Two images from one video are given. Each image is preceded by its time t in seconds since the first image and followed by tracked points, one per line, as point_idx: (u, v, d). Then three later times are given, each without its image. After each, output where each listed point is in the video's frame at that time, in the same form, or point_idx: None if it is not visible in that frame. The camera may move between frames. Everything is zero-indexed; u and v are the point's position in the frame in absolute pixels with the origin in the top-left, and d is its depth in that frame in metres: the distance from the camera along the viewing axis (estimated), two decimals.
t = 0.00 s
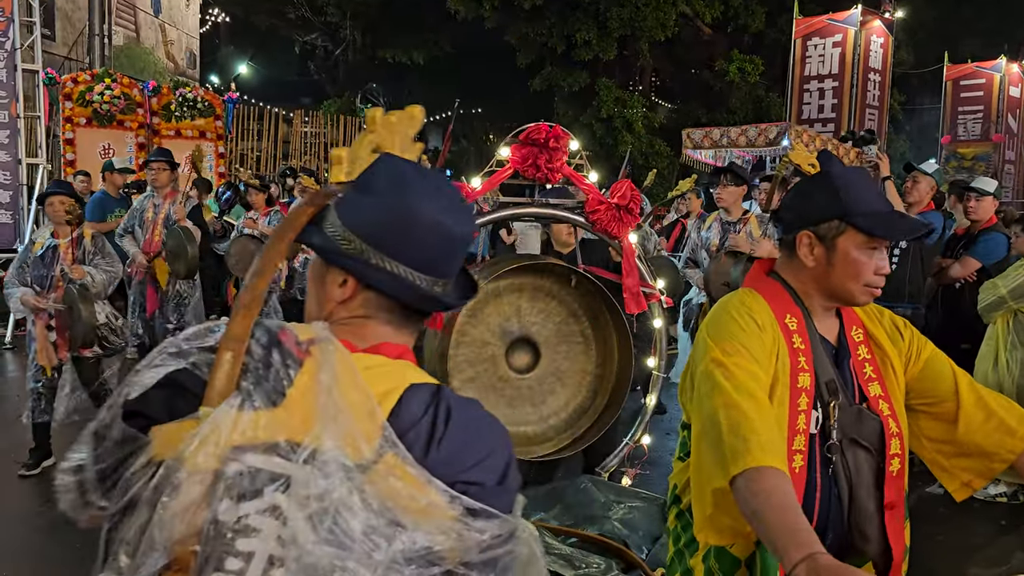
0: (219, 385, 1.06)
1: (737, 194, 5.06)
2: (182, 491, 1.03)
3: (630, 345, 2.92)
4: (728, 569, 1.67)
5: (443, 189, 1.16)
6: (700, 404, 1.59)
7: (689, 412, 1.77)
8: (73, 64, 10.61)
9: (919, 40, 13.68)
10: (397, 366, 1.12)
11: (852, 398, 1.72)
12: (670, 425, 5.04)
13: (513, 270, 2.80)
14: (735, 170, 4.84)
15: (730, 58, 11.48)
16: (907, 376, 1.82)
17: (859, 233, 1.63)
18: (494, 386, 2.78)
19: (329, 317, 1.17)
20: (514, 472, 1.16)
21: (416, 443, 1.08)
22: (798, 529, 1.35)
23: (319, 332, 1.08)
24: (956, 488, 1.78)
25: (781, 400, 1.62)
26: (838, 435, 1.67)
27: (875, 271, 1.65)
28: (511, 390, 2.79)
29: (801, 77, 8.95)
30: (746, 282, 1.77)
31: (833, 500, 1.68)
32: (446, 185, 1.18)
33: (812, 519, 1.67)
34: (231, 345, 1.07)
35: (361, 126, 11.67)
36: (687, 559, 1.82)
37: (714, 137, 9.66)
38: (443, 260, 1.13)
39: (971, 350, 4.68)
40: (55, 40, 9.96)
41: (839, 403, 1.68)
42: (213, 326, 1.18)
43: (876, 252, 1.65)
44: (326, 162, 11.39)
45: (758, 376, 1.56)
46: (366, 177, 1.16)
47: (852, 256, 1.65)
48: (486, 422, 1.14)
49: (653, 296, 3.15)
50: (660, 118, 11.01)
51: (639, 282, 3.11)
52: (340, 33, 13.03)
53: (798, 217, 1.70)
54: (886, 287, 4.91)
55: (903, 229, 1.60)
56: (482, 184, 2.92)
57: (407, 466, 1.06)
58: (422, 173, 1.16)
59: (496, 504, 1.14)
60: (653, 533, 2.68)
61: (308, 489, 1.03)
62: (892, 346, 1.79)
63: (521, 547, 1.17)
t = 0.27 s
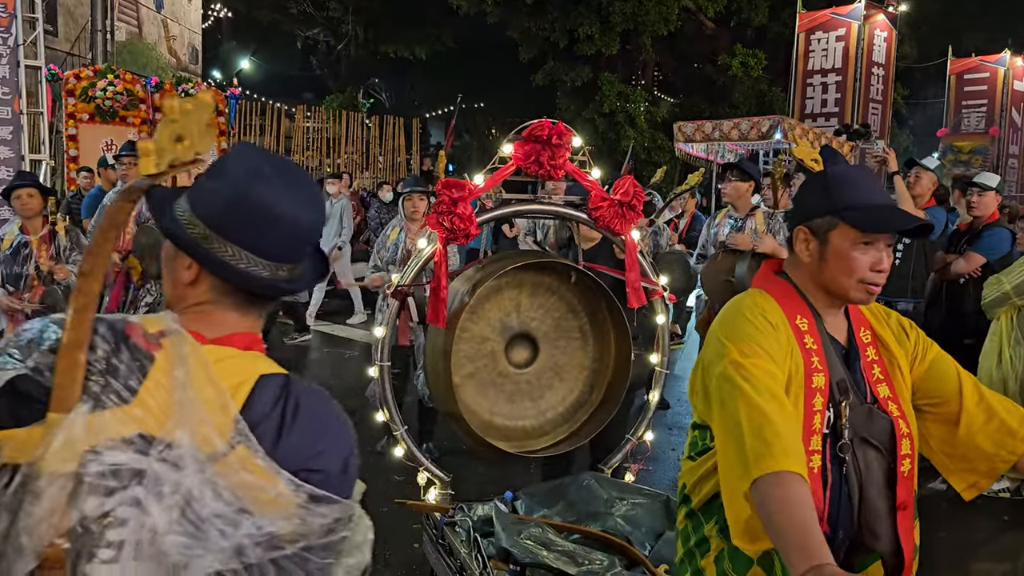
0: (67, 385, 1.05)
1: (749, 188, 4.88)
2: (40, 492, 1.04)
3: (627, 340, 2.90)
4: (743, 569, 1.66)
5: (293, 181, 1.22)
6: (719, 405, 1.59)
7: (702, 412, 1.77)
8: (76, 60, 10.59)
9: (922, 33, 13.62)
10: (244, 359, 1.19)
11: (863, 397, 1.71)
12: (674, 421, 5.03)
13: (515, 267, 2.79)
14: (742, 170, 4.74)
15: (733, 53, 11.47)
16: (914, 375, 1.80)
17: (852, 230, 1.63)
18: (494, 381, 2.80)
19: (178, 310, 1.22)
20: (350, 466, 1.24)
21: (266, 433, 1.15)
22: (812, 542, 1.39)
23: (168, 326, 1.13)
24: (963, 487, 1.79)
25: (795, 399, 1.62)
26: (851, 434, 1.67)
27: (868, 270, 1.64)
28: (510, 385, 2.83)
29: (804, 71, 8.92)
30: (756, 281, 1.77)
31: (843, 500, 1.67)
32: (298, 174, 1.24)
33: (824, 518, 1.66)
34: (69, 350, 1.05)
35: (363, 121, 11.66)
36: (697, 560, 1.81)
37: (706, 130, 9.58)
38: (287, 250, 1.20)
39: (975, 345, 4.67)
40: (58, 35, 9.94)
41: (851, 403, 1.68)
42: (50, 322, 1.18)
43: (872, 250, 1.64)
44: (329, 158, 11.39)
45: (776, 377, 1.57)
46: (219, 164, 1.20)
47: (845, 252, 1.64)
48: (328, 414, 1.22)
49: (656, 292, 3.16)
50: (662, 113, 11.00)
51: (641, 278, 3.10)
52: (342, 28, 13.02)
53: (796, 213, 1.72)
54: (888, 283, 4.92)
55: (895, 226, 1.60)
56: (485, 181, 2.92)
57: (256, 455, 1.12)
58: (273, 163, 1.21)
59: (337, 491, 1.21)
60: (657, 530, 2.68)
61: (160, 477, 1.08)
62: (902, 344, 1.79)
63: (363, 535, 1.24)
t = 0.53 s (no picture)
0: None
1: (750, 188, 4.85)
2: None
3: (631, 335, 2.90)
4: (749, 566, 1.65)
5: (198, 153, 1.33)
6: (722, 405, 1.60)
7: (705, 411, 1.77)
8: (80, 56, 10.58)
9: (927, 28, 13.58)
10: (162, 322, 1.28)
11: (867, 393, 1.71)
12: (678, 418, 5.03)
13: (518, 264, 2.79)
14: (745, 164, 4.72)
15: (737, 49, 11.44)
16: (920, 361, 1.82)
17: (844, 224, 1.64)
18: (498, 375, 2.81)
19: (101, 276, 1.32)
20: (264, 426, 1.33)
21: (182, 391, 1.25)
22: (815, 538, 1.38)
23: (91, 290, 1.22)
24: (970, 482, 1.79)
25: (796, 396, 1.62)
26: (856, 432, 1.67)
27: (864, 266, 1.64)
28: (514, 380, 2.84)
29: (809, 67, 8.91)
30: (757, 280, 1.77)
31: (850, 495, 1.67)
32: (204, 147, 1.35)
33: (831, 515, 1.66)
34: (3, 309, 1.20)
35: (367, 117, 11.68)
36: (705, 559, 1.80)
37: (699, 126, 9.54)
38: (191, 215, 1.30)
39: (983, 340, 4.65)
40: (62, 32, 9.93)
41: (855, 401, 1.68)
42: None
43: (867, 243, 1.64)
44: (333, 154, 11.40)
45: (777, 374, 1.57)
46: (129, 141, 1.32)
47: (837, 248, 1.65)
48: (242, 375, 1.31)
49: (661, 289, 3.16)
50: (666, 109, 10.98)
51: (646, 275, 3.09)
52: (345, 24, 13.01)
53: (793, 209, 1.74)
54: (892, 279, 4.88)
55: (886, 218, 1.60)
56: (490, 177, 2.92)
57: (174, 411, 1.22)
58: (179, 137, 1.32)
59: (253, 448, 1.30)
60: (662, 526, 2.68)
61: (82, 426, 1.19)
62: (907, 341, 1.78)
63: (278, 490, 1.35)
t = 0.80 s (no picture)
0: None
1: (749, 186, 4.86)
2: None
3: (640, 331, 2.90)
4: (756, 565, 1.66)
5: (131, 147, 1.45)
6: (734, 404, 1.60)
7: (716, 410, 1.77)
8: (88, 54, 10.60)
9: (934, 26, 13.53)
10: (115, 306, 1.41)
11: (879, 399, 1.70)
12: (685, 416, 5.02)
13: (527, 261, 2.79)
14: (746, 162, 4.73)
15: (743, 46, 11.41)
16: (934, 377, 1.80)
17: (853, 224, 1.63)
18: (507, 372, 2.82)
19: (53, 266, 1.44)
20: (217, 394, 1.49)
21: (141, 366, 1.39)
22: (826, 541, 1.38)
23: (50, 282, 1.35)
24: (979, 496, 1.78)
25: (807, 398, 1.62)
26: (866, 438, 1.67)
27: (874, 270, 1.64)
28: (523, 376, 2.84)
29: (815, 65, 8.89)
30: (772, 280, 1.77)
31: (858, 500, 1.67)
32: (135, 141, 1.47)
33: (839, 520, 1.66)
34: None
35: (373, 115, 11.69)
36: (713, 556, 1.81)
37: (697, 123, 9.56)
38: (125, 204, 1.42)
39: (994, 340, 4.63)
40: (69, 29, 9.95)
41: (865, 406, 1.68)
42: None
43: (876, 243, 1.63)
44: (339, 152, 11.42)
45: (789, 375, 1.57)
46: (67, 139, 1.44)
47: (846, 249, 1.65)
48: (191, 350, 1.47)
49: (669, 286, 3.16)
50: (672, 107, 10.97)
51: (654, 272, 3.10)
52: (351, 22, 13.01)
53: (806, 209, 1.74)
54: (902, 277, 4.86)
55: (897, 216, 1.59)
56: (499, 174, 2.93)
57: (135, 385, 1.36)
58: (111, 133, 1.45)
59: (208, 414, 1.46)
60: (671, 523, 2.68)
61: (53, 402, 1.31)
62: (920, 351, 1.77)
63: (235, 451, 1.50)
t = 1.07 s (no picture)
0: None
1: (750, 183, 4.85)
2: None
3: (652, 330, 2.89)
4: (772, 564, 1.65)
5: (82, 116, 1.57)
6: (750, 405, 1.58)
7: (731, 407, 1.76)
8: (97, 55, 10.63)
9: (943, 24, 13.45)
10: (73, 265, 1.54)
11: (895, 399, 1.69)
12: (695, 414, 5.01)
13: (538, 261, 2.78)
14: (747, 159, 4.72)
15: (752, 44, 11.36)
16: (952, 377, 1.79)
17: (867, 227, 1.62)
18: (520, 373, 2.80)
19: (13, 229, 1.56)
20: (175, 346, 1.62)
21: (98, 322, 1.52)
22: (846, 542, 1.37)
23: (9, 247, 1.47)
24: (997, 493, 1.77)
25: (824, 398, 1.61)
26: (882, 438, 1.65)
27: (888, 273, 1.62)
28: (536, 378, 2.83)
29: (824, 63, 8.86)
30: (787, 279, 1.75)
31: (875, 501, 1.66)
32: (87, 111, 1.59)
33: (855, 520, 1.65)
34: None
35: (381, 115, 11.69)
36: (727, 554, 1.80)
37: (704, 122, 9.52)
38: (75, 167, 1.54)
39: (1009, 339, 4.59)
40: (78, 30, 9.96)
41: (881, 406, 1.67)
42: None
43: (890, 247, 1.62)
44: (346, 151, 11.44)
45: (806, 374, 1.56)
46: (23, 111, 1.57)
47: (859, 250, 1.64)
48: (150, 302, 1.59)
49: (680, 284, 3.15)
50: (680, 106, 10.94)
51: (665, 270, 3.08)
52: (358, 22, 13.00)
53: (820, 210, 1.72)
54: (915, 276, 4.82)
55: (912, 219, 1.58)
56: (509, 172, 2.92)
57: (93, 338, 1.49)
58: (60, 101, 1.57)
59: (170, 362, 1.60)
60: (682, 522, 2.68)
61: (14, 356, 1.46)
62: (938, 349, 1.76)
63: (195, 393, 1.67)
